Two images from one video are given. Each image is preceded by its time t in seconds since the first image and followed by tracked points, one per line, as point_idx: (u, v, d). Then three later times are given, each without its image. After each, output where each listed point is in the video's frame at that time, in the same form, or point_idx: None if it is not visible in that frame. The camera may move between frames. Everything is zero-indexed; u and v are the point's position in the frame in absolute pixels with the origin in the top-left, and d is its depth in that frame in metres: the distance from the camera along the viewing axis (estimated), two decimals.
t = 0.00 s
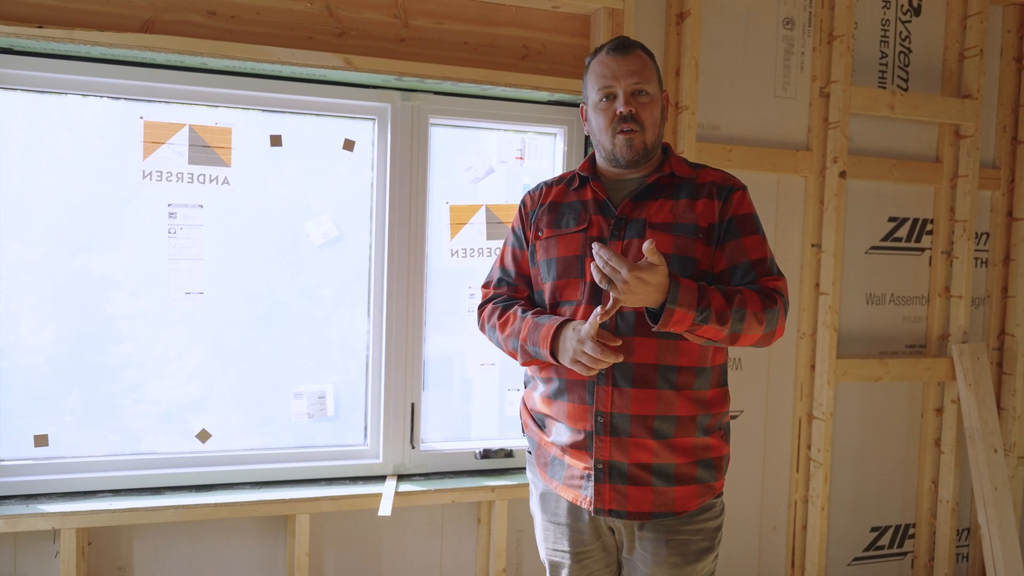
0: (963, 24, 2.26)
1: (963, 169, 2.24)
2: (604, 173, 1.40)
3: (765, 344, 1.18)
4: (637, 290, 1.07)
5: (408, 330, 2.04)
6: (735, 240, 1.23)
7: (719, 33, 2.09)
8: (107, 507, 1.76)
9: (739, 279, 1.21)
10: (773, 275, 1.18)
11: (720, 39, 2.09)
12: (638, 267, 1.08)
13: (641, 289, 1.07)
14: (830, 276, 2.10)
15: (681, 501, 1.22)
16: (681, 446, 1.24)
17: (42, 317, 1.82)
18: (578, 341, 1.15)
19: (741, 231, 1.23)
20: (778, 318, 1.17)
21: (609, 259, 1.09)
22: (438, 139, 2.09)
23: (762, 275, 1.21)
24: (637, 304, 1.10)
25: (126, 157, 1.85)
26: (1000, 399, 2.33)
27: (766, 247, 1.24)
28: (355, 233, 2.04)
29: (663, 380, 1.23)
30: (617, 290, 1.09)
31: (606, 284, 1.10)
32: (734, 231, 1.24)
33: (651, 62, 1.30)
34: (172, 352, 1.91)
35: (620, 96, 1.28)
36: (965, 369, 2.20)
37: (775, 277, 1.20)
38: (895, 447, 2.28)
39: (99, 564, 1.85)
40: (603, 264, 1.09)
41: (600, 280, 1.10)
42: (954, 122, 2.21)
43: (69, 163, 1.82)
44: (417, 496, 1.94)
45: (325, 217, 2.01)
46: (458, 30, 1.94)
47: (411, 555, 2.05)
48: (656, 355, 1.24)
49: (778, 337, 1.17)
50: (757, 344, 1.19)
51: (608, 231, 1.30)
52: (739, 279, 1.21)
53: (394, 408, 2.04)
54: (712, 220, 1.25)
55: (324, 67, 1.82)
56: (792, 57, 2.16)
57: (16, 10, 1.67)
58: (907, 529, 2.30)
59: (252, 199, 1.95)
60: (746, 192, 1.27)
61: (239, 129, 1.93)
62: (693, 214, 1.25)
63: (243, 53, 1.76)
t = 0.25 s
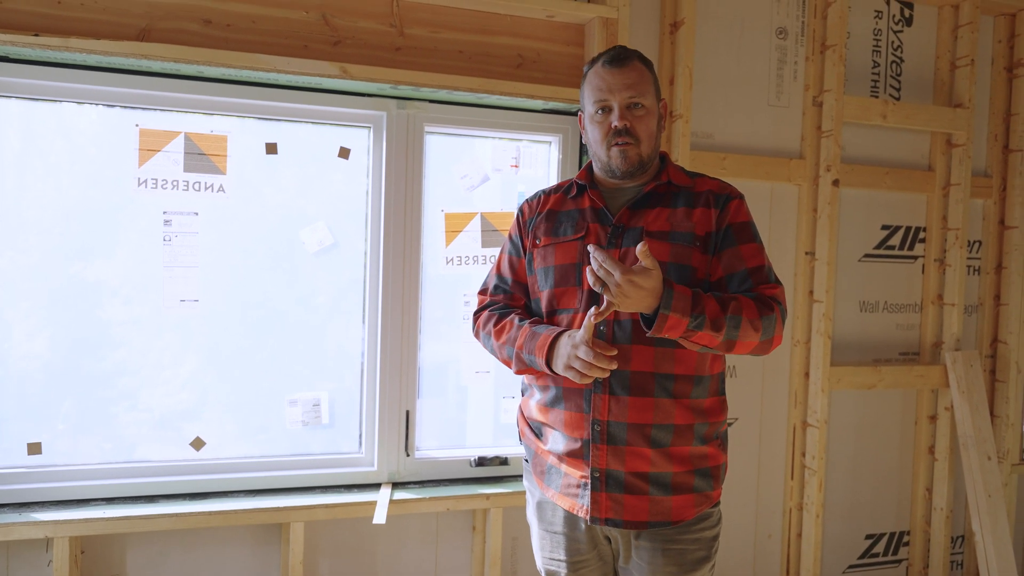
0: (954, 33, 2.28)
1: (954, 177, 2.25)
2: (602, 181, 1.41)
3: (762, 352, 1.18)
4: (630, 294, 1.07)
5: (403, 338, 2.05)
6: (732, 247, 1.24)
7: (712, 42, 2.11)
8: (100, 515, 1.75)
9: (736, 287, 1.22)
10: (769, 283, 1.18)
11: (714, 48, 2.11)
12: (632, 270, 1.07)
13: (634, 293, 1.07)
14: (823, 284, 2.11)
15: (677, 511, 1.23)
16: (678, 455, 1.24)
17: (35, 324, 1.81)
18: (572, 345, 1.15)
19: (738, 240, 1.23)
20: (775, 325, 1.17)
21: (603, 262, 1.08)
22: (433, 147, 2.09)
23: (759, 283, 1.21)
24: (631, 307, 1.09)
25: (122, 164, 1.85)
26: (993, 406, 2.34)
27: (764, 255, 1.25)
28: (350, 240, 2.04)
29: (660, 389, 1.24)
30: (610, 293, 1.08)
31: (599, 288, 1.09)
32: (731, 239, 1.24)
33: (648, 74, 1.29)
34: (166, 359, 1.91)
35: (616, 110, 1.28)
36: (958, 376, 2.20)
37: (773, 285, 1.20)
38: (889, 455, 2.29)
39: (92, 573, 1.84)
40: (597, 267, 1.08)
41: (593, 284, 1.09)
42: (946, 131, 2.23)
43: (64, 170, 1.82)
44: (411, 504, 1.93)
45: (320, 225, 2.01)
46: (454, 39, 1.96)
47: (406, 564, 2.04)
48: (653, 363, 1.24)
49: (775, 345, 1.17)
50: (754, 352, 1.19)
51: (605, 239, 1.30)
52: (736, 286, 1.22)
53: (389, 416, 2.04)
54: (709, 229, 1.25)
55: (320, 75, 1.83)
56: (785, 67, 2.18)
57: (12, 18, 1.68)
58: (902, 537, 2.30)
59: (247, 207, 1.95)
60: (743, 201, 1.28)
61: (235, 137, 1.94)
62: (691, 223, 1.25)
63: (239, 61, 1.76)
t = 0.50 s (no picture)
0: (952, 42, 2.29)
1: (953, 185, 2.26)
2: (605, 189, 1.42)
3: (763, 361, 1.18)
4: (632, 294, 1.09)
5: (404, 345, 2.05)
6: (734, 256, 1.24)
7: (711, 50, 2.12)
8: (101, 522, 1.76)
9: (738, 295, 1.22)
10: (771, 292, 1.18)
11: (713, 57, 2.12)
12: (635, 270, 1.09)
13: (636, 294, 1.09)
14: (822, 291, 2.12)
15: (677, 519, 1.23)
16: (678, 463, 1.24)
17: (36, 331, 1.82)
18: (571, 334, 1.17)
19: (740, 248, 1.24)
20: (776, 334, 1.16)
21: (609, 260, 1.10)
22: (434, 155, 2.11)
23: (761, 292, 1.21)
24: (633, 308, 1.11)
25: (124, 172, 1.87)
26: (992, 414, 2.34)
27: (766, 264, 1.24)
28: (351, 248, 2.05)
29: (660, 397, 1.24)
30: (612, 290, 1.10)
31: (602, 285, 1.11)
32: (733, 247, 1.24)
33: (652, 80, 1.30)
34: (167, 366, 1.91)
35: (619, 115, 1.29)
36: (958, 384, 2.21)
37: (775, 294, 1.20)
38: (889, 462, 2.29)
39: None
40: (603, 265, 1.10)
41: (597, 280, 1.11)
42: (944, 139, 2.24)
43: (67, 178, 1.83)
44: (412, 511, 1.94)
45: (321, 232, 2.02)
46: (454, 48, 1.97)
47: (406, 571, 2.04)
48: (653, 370, 1.25)
49: (776, 354, 1.17)
50: (755, 361, 1.19)
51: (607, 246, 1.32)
52: (738, 294, 1.22)
53: (389, 423, 2.05)
54: (711, 237, 1.26)
55: (322, 84, 1.84)
56: (784, 75, 2.19)
57: (16, 28, 1.69)
58: (902, 544, 2.30)
59: (249, 214, 1.97)
60: (746, 210, 1.28)
61: (237, 146, 1.95)
62: (692, 231, 1.26)
63: (241, 70, 1.78)
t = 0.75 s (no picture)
0: (952, 44, 2.30)
1: (953, 188, 2.27)
2: (609, 192, 1.43)
3: (764, 361, 1.18)
4: (633, 289, 1.10)
5: (405, 346, 2.06)
6: (736, 257, 1.24)
7: (712, 53, 2.13)
8: (104, 523, 1.77)
9: (739, 296, 1.22)
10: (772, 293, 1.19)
11: (713, 59, 2.13)
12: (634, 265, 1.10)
13: (637, 288, 1.10)
14: (823, 293, 2.13)
15: (677, 521, 1.23)
16: (678, 464, 1.24)
17: (38, 332, 1.83)
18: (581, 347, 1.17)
19: (741, 249, 1.24)
20: (777, 335, 1.17)
21: (608, 256, 1.11)
22: (436, 157, 2.11)
23: (762, 293, 1.21)
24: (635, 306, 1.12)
25: (127, 175, 1.88)
26: (992, 415, 2.34)
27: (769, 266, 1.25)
28: (353, 250, 2.06)
29: (660, 398, 1.25)
30: (613, 286, 1.11)
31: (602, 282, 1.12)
32: (735, 249, 1.25)
33: (653, 82, 1.32)
34: (169, 368, 1.92)
35: (621, 116, 1.31)
36: (958, 385, 2.21)
37: (776, 296, 1.21)
38: (889, 463, 2.29)
39: None
40: (602, 261, 1.12)
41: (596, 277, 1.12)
42: (944, 141, 2.24)
43: (70, 180, 1.84)
44: (413, 512, 1.94)
45: (323, 234, 2.03)
46: (456, 51, 1.98)
47: (408, 571, 2.05)
48: (654, 371, 1.25)
49: (777, 355, 1.17)
50: (755, 362, 1.19)
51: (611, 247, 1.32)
52: (739, 295, 1.22)
53: (390, 424, 2.06)
54: (713, 239, 1.27)
55: (324, 87, 1.86)
56: (784, 77, 2.20)
57: (19, 31, 1.70)
58: (903, 545, 2.31)
59: (251, 216, 1.97)
60: (749, 213, 1.28)
61: (239, 148, 1.96)
62: (695, 232, 1.27)
63: (243, 73, 1.79)
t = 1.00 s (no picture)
0: (951, 46, 2.31)
1: (953, 189, 2.27)
2: (612, 191, 1.43)
3: (769, 364, 1.19)
4: (637, 296, 1.10)
5: (406, 347, 2.07)
6: (740, 259, 1.25)
7: (712, 54, 2.13)
8: (106, 522, 1.77)
9: (744, 298, 1.23)
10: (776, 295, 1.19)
11: (713, 60, 2.13)
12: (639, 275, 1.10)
13: (642, 295, 1.10)
14: (823, 293, 2.13)
15: (678, 521, 1.24)
16: (680, 465, 1.25)
17: (38, 333, 1.84)
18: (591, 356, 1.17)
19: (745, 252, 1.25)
20: (781, 337, 1.18)
21: (613, 263, 1.11)
22: (436, 158, 2.12)
23: (766, 295, 1.22)
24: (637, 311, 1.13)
25: (129, 176, 1.88)
26: (992, 416, 2.35)
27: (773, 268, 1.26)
28: (354, 250, 2.07)
29: (662, 399, 1.26)
30: (619, 294, 1.11)
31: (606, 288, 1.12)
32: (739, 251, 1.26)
33: (661, 83, 1.34)
34: (170, 368, 1.93)
35: (628, 113, 1.31)
36: (957, 386, 2.22)
37: (779, 298, 1.22)
38: (889, 464, 2.30)
39: None
40: (607, 268, 1.11)
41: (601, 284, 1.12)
42: (944, 142, 2.25)
43: (71, 181, 1.85)
44: (414, 512, 1.95)
45: (324, 235, 2.04)
46: (457, 52, 1.99)
47: (408, 571, 2.06)
48: (656, 372, 1.26)
49: (781, 358, 1.18)
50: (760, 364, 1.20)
51: (614, 248, 1.33)
52: (743, 298, 1.23)
53: (392, 424, 2.06)
54: (717, 241, 1.27)
55: (325, 88, 1.86)
56: (784, 79, 2.20)
57: (21, 32, 1.70)
58: (902, 545, 2.31)
59: (252, 217, 1.98)
60: (752, 215, 1.29)
61: (241, 149, 1.97)
62: (699, 235, 1.28)
63: (245, 75, 1.79)
